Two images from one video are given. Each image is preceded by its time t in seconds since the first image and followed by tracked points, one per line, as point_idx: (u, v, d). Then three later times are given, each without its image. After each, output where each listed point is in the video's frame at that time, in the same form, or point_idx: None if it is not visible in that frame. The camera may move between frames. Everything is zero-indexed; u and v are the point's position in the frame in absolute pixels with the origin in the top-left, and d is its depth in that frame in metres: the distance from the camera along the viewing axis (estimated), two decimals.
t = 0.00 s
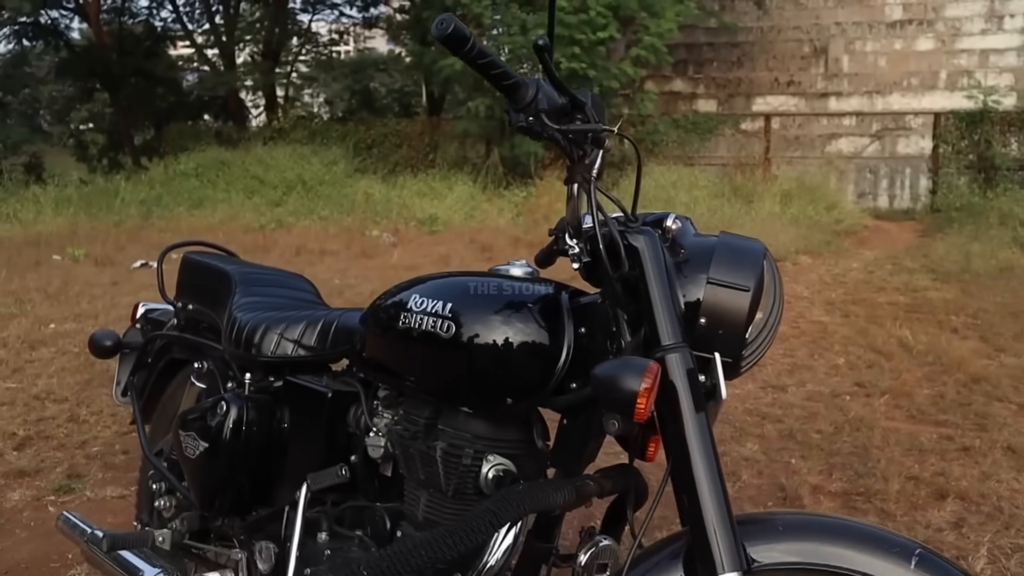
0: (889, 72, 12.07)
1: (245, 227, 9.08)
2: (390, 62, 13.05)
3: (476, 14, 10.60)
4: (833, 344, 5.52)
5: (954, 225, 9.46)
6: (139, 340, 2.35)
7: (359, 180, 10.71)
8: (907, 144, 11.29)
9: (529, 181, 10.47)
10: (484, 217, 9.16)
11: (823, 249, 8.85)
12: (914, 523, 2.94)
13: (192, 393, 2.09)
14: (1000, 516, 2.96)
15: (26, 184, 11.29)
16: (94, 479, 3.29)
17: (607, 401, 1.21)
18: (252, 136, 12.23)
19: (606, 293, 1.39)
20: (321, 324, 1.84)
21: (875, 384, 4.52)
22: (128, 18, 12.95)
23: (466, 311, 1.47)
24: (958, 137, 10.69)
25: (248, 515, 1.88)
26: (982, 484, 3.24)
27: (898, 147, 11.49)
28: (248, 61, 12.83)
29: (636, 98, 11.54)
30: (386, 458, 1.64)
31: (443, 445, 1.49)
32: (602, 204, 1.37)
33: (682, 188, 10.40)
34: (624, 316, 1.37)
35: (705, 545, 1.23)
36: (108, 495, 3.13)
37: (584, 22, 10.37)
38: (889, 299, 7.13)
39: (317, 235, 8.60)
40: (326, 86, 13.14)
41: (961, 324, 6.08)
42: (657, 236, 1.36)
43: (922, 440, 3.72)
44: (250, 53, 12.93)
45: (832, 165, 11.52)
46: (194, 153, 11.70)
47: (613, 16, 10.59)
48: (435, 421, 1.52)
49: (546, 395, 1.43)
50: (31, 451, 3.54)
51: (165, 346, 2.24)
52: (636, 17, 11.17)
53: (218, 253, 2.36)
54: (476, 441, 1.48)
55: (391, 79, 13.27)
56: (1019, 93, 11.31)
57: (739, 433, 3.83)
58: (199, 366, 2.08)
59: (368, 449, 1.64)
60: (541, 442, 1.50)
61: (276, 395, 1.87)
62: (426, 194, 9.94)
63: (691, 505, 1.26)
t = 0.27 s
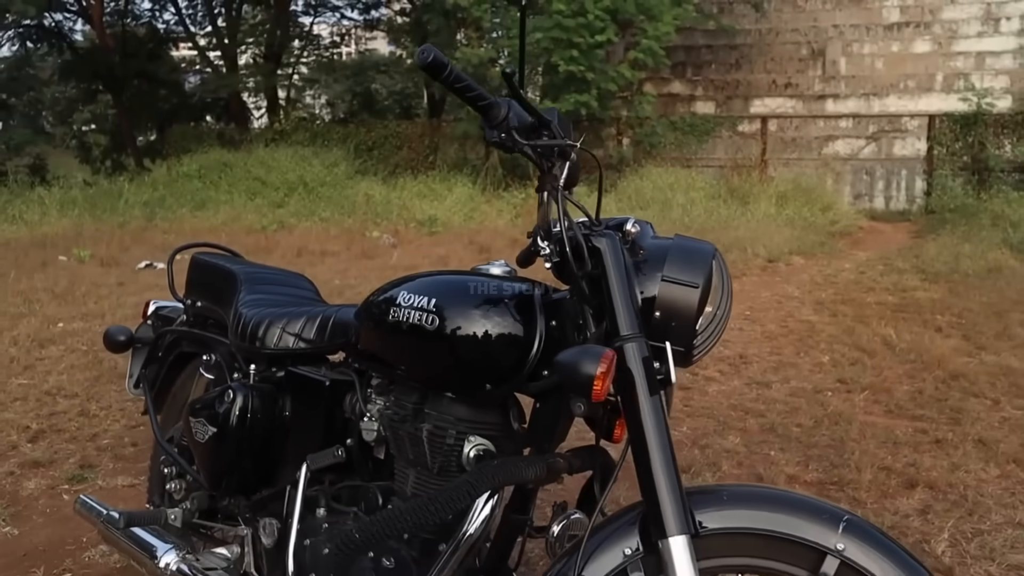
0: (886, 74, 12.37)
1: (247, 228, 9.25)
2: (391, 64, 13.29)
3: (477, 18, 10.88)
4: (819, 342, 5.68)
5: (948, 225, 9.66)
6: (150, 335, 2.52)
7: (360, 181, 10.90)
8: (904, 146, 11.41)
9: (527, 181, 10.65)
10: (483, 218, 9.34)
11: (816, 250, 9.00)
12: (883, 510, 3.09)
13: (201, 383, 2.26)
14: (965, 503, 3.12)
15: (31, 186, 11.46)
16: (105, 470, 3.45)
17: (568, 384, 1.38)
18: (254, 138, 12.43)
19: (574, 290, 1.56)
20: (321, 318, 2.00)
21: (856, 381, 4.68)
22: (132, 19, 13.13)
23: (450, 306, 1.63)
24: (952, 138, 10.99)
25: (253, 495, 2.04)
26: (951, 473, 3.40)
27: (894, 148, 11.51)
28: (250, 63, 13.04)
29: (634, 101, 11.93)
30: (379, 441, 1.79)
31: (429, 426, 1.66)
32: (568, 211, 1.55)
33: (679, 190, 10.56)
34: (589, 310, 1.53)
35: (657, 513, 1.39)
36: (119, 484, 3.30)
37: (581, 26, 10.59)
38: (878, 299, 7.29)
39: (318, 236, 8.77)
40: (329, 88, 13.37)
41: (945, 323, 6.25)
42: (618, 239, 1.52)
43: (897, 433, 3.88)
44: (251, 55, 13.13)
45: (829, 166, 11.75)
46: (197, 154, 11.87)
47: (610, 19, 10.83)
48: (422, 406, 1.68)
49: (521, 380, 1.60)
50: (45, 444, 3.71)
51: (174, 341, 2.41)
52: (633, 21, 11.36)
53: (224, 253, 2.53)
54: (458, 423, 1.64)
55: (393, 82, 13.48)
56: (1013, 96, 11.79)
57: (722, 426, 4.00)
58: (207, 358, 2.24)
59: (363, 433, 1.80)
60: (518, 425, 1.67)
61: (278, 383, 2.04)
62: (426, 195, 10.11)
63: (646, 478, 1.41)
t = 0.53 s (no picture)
0: (881, 76, 12.60)
1: (248, 230, 9.41)
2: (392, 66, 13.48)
3: (475, 21, 11.10)
4: (806, 341, 5.86)
5: (940, 226, 9.85)
6: (165, 335, 2.68)
7: (359, 183, 11.08)
8: (898, 147, 11.49)
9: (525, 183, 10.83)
10: (482, 219, 9.51)
11: (809, 251, 9.17)
12: (858, 500, 3.26)
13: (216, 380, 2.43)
14: (935, 494, 3.30)
15: (34, 187, 11.61)
16: (120, 463, 3.63)
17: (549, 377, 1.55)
18: (254, 139, 12.61)
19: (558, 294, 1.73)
20: (327, 319, 2.16)
21: (840, 378, 4.86)
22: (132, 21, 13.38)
23: (446, 309, 1.79)
24: (944, 140, 11.15)
25: (264, 483, 2.20)
26: (924, 466, 3.57)
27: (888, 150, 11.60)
28: (249, 65, 13.25)
29: (631, 102, 12.13)
30: (381, 432, 1.96)
31: (427, 418, 1.83)
32: (552, 224, 1.72)
33: (675, 190, 10.76)
34: (571, 313, 1.70)
35: (629, 494, 1.55)
36: (133, 476, 3.48)
37: (579, 29, 10.76)
38: (866, 299, 7.46)
39: (319, 237, 8.93)
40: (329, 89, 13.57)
41: (931, 323, 6.42)
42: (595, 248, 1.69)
43: (876, 428, 4.06)
44: (251, 57, 13.33)
45: (824, 167, 11.94)
46: (198, 156, 12.05)
47: (607, 22, 11.00)
48: (420, 400, 1.85)
49: (510, 375, 1.76)
50: (61, 439, 3.88)
51: (189, 341, 2.57)
52: (630, 24, 11.51)
53: (234, 259, 2.69)
54: (454, 416, 1.81)
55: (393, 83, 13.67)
56: (1006, 98, 11.97)
57: (709, 422, 4.17)
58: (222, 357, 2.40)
59: (366, 425, 1.97)
60: (507, 417, 1.83)
61: (288, 380, 2.20)
62: (425, 197, 10.28)
63: (619, 463, 1.57)
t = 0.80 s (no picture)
0: (877, 78, 12.80)
1: (252, 232, 9.60)
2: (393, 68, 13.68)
3: (475, 26, 11.32)
4: (796, 340, 6.05)
5: (933, 228, 10.05)
6: (187, 334, 2.86)
7: (361, 185, 11.28)
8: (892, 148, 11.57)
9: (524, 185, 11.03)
10: (482, 221, 9.71)
11: (804, 252, 9.36)
12: (838, 489, 3.45)
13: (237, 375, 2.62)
14: (911, 483, 3.49)
15: (39, 189, 11.81)
16: (139, 456, 3.82)
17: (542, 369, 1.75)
18: (256, 142, 12.81)
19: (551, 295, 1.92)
20: (341, 317, 2.35)
21: (827, 376, 5.05)
22: (133, 24, 13.66)
23: (451, 308, 1.98)
24: (938, 143, 11.41)
25: (284, 469, 2.39)
26: (902, 458, 3.76)
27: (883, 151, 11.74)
28: (251, 68, 13.45)
29: (630, 106, 12.32)
30: (391, 421, 2.15)
31: (434, 407, 2.02)
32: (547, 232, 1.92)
33: (672, 192, 10.96)
34: (564, 311, 1.89)
35: (614, 472, 1.74)
36: (152, 468, 3.67)
37: (577, 33, 10.98)
38: (856, 299, 7.65)
39: (321, 239, 9.12)
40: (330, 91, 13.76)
41: (918, 322, 6.61)
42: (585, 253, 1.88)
43: (858, 422, 4.25)
44: (252, 60, 13.53)
45: (820, 168, 12.17)
46: (200, 159, 12.25)
47: (605, 26, 11.20)
48: (427, 390, 2.04)
49: (509, 368, 1.95)
50: (81, 433, 4.07)
51: (211, 338, 2.76)
52: (628, 28, 11.68)
53: (253, 262, 2.88)
54: (458, 405, 2.00)
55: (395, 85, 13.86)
56: (1000, 100, 12.15)
57: (699, 417, 4.36)
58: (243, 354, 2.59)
59: (378, 414, 2.16)
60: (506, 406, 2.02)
61: (305, 374, 2.38)
62: (426, 199, 10.47)
63: (606, 445, 1.76)
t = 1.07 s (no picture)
0: (872, 80, 12.99)
1: (253, 233, 9.73)
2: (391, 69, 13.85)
3: (473, 29, 11.50)
4: (787, 337, 6.20)
5: (926, 229, 10.19)
6: (199, 327, 2.99)
7: (360, 186, 11.43)
8: (887, 150, 11.84)
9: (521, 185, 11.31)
10: (480, 222, 9.85)
11: (798, 252, 9.52)
12: (822, 477, 3.60)
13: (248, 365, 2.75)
14: (892, 472, 3.64)
15: (41, 190, 11.93)
16: (149, 447, 3.96)
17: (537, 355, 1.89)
18: (256, 144, 12.95)
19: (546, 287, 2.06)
20: (347, 310, 2.48)
21: (815, 371, 5.20)
22: (133, 27, 13.79)
23: (452, 299, 2.11)
24: (932, 144, 11.55)
25: (294, 453, 2.53)
26: (885, 448, 3.91)
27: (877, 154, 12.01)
28: (251, 70, 13.62)
29: (627, 108, 12.46)
30: (395, 407, 2.29)
31: (435, 392, 2.16)
32: (541, 228, 2.06)
33: (669, 194, 11.10)
34: (557, 302, 2.03)
35: (603, 450, 1.88)
36: (162, 458, 3.82)
37: (574, 36, 11.17)
38: (848, 299, 7.79)
39: (322, 239, 9.27)
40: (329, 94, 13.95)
41: (907, 321, 6.75)
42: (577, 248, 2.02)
43: (844, 415, 4.40)
44: (252, 63, 13.70)
45: (816, 170, 12.35)
46: (201, 160, 12.39)
47: (602, 29, 11.37)
48: (429, 377, 2.18)
49: (505, 355, 2.09)
50: (92, 426, 4.22)
51: (222, 332, 2.90)
52: (625, 32, 11.84)
53: (262, 259, 3.01)
54: (458, 390, 2.15)
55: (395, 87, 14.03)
56: (993, 102, 12.29)
57: (690, 410, 4.51)
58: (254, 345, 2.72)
59: (383, 400, 2.30)
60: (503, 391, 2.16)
61: (314, 363, 2.52)
62: (425, 201, 10.62)
63: (596, 425, 1.90)
